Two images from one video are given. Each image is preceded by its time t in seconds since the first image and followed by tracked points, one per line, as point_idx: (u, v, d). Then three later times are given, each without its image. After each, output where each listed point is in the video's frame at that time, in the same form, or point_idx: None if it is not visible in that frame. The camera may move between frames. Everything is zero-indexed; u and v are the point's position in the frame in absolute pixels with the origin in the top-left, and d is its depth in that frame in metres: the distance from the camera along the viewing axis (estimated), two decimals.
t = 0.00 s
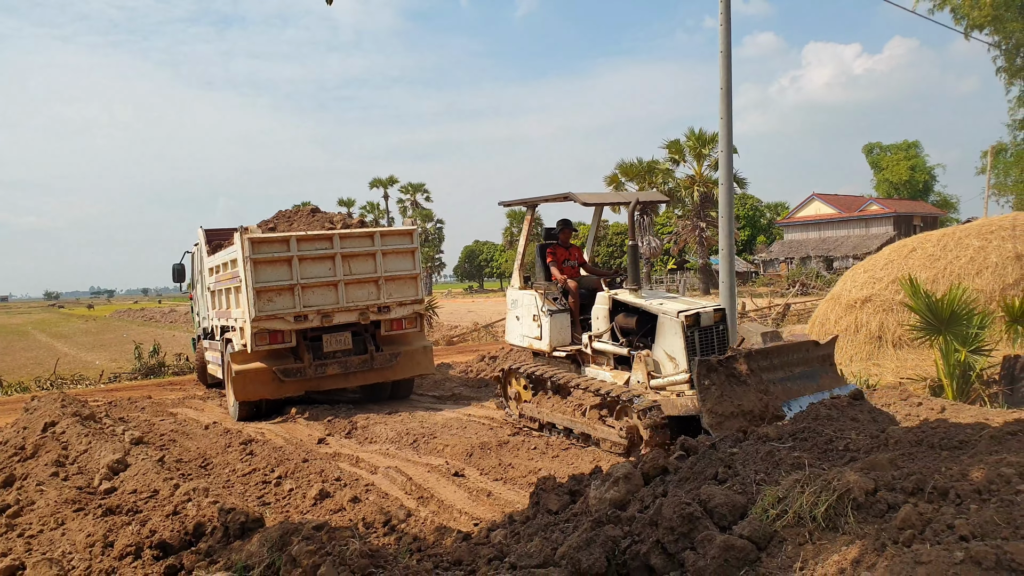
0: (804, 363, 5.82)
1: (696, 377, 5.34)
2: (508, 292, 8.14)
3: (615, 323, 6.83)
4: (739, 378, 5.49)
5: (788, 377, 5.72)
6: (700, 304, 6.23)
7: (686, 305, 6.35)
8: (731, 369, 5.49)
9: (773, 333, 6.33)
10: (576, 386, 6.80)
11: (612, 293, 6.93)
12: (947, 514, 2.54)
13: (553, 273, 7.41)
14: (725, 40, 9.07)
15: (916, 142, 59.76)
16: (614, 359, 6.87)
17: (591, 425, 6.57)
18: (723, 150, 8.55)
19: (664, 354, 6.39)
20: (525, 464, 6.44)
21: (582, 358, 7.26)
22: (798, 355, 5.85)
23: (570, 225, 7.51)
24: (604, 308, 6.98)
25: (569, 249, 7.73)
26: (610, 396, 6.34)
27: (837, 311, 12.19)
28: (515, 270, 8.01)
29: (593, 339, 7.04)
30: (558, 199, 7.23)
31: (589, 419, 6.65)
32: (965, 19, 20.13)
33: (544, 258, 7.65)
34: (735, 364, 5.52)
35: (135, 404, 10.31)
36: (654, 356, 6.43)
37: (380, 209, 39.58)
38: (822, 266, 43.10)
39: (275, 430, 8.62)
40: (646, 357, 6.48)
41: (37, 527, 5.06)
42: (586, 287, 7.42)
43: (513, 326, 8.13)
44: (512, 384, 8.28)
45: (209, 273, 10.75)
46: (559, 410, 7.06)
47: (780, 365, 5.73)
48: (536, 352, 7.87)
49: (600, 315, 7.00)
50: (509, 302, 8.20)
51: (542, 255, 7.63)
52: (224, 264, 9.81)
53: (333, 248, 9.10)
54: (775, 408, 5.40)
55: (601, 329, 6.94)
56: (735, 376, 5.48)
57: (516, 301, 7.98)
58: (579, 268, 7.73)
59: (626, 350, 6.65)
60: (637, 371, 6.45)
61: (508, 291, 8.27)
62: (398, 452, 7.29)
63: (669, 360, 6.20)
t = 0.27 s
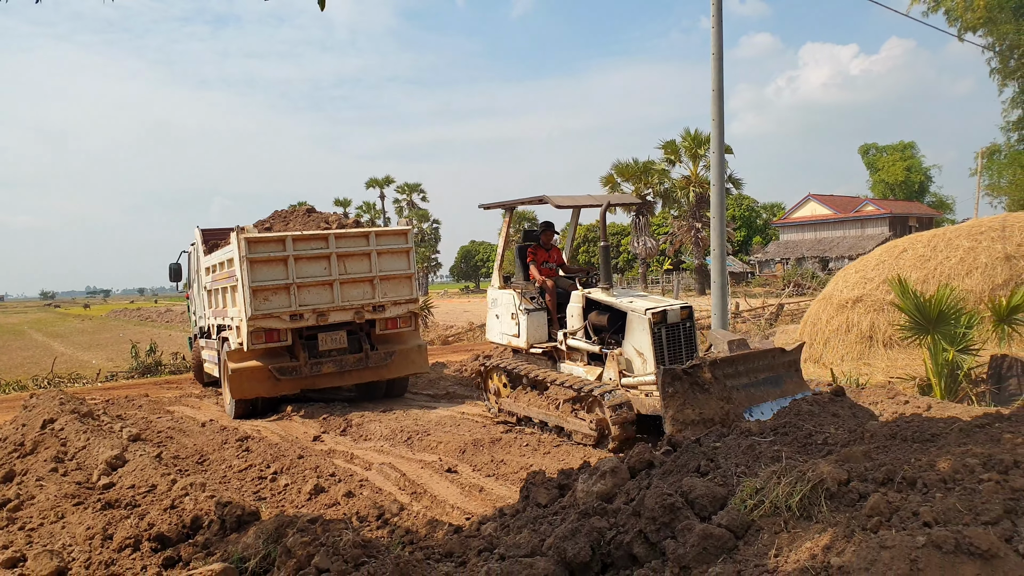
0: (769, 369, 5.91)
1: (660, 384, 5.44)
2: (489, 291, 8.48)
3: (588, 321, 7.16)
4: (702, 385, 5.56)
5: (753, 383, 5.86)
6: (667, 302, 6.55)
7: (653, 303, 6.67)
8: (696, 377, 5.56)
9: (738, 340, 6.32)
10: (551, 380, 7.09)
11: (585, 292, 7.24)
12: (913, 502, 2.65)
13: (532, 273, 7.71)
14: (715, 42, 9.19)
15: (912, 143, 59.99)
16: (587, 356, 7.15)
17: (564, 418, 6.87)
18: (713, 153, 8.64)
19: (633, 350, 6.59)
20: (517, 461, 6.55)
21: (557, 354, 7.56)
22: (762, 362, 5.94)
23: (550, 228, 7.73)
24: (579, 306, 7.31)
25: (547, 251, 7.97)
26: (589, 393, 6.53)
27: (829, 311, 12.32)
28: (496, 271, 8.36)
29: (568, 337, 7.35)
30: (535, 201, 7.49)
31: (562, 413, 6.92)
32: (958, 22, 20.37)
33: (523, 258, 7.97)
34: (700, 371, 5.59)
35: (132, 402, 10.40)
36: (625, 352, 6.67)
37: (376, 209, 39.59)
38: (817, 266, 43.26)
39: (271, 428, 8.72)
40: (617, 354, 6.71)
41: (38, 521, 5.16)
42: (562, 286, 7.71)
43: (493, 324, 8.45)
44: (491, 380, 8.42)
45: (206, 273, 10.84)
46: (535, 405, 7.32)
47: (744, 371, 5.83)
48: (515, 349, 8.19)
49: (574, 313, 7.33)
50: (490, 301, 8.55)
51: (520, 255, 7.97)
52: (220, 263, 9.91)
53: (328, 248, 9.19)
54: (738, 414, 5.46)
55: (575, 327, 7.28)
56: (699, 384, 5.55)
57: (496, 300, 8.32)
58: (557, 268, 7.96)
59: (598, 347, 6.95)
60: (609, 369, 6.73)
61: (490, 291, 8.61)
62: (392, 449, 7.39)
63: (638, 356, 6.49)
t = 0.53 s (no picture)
0: (747, 365, 6.07)
1: (642, 382, 5.71)
2: (476, 286, 8.68)
3: (571, 315, 7.41)
4: (682, 382, 5.82)
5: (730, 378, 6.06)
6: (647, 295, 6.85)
7: (634, 297, 6.96)
8: (675, 374, 5.78)
9: (717, 339, 6.47)
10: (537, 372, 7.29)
11: (569, 287, 7.47)
12: (880, 481, 2.81)
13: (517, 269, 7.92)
14: (709, 41, 9.30)
15: (910, 140, 60.05)
16: (571, 348, 7.41)
17: (549, 408, 7.07)
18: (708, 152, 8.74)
19: (615, 342, 6.93)
20: (512, 451, 6.71)
21: (542, 346, 7.80)
22: (740, 358, 6.09)
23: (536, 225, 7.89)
24: (562, 300, 7.55)
25: (533, 246, 8.14)
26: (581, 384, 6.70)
27: (821, 307, 12.46)
28: (483, 266, 8.54)
29: (552, 330, 7.61)
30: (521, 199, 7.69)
31: (547, 403, 7.13)
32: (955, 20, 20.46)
33: (510, 254, 8.13)
34: (680, 369, 5.82)
35: (134, 396, 10.54)
36: (608, 345, 6.98)
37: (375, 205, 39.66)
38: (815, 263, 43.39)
39: (271, 420, 8.87)
40: (599, 348, 7.01)
41: (45, 507, 5.31)
42: (547, 282, 7.92)
43: (479, 319, 8.65)
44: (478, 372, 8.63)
45: (206, 268, 10.98)
46: (520, 395, 7.53)
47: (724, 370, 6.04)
48: (501, 343, 8.37)
49: (558, 307, 7.58)
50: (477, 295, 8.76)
51: (507, 251, 8.09)
52: (220, 258, 10.05)
53: (327, 243, 9.33)
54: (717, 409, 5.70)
55: (560, 320, 7.53)
56: (678, 380, 5.79)
57: (483, 295, 8.52)
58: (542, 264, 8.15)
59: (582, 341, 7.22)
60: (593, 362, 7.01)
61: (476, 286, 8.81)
62: (390, 440, 7.54)
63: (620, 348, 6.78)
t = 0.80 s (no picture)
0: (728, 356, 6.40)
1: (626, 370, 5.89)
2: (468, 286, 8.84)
3: (561, 312, 7.59)
4: (666, 372, 6.00)
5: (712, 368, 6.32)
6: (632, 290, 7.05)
7: (620, 292, 7.16)
8: (659, 365, 6.00)
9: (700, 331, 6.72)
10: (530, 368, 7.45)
11: (558, 285, 7.68)
12: (850, 470, 2.95)
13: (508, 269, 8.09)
14: (702, 41, 9.42)
15: (909, 138, 60.13)
16: (561, 344, 7.58)
17: (540, 403, 7.23)
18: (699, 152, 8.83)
19: (603, 336, 7.10)
20: (507, 446, 6.85)
21: (533, 344, 7.96)
22: (722, 349, 6.41)
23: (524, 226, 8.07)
24: (551, 299, 7.72)
25: (522, 247, 8.32)
26: (574, 380, 6.85)
27: (815, 305, 12.60)
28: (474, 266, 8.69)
29: (542, 327, 7.78)
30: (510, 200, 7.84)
31: (538, 398, 7.30)
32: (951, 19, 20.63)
33: (500, 254, 8.30)
34: (664, 359, 6.04)
35: (135, 393, 10.68)
36: (595, 340, 7.15)
37: (374, 204, 39.76)
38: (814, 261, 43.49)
39: (271, 417, 9.01)
40: (587, 343, 7.17)
41: (51, 500, 5.45)
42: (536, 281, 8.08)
43: (471, 318, 8.81)
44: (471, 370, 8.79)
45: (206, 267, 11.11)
46: (512, 392, 7.68)
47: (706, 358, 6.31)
48: (494, 341, 8.51)
49: (547, 305, 7.75)
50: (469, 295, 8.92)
51: (498, 252, 8.27)
52: (220, 257, 10.18)
53: (326, 242, 9.46)
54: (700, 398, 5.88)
55: (548, 317, 7.70)
56: (662, 371, 5.98)
57: (474, 295, 8.68)
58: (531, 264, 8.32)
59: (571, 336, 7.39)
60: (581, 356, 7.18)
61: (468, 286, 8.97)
62: (387, 436, 7.69)
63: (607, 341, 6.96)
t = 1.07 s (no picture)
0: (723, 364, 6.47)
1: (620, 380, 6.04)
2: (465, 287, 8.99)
3: (556, 312, 7.71)
4: (659, 380, 6.15)
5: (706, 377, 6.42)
6: (626, 292, 7.16)
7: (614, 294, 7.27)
8: (653, 374, 6.13)
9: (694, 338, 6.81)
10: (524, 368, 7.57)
11: (552, 285, 7.81)
12: (821, 465, 3.08)
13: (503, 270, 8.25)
14: (696, 43, 9.52)
15: (909, 136, 60.17)
16: (555, 345, 7.71)
17: (534, 402, 7.35)
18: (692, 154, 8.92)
19: (597, 338, 7.22)
20: (500, 443, 6.97)
21: (528, 343, 8.09)
22: (716, 358, 6.47)
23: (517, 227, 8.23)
24: (547, 299, 7.86)
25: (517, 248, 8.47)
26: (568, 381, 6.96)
27: (809, 304, 12.71)
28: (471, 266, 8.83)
29: (538, 327, 7.91)
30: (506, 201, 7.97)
31: (533, 397, 7.41)
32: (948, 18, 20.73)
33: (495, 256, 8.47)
34: (657, 368, 6.16)
35: (136, 392, 10.81)
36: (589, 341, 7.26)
37: (374, 203, 39.85)
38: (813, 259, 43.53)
39: (269, 415, 9.14)
40: (582, 343, 7.27)
41: (54, 497, 5.58)
42: (532, 281, 8.20)
43: (468, 318, 8.94)
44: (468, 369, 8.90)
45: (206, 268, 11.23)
46: (507, 391, 7.78)
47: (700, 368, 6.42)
48: (490, 341, 8.64)
49: (542, 305, 7.88)
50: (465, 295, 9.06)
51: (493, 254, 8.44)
52: (220, 258, 10.30)
53: (324, 243, 9.58)
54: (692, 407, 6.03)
55: (544, 317, 7.84)
56: (655, 380, 6.12)
57: (471, 295, 8.82)
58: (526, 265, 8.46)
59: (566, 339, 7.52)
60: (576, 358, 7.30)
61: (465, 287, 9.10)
62: (384, 434, 7.81)
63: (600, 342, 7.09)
